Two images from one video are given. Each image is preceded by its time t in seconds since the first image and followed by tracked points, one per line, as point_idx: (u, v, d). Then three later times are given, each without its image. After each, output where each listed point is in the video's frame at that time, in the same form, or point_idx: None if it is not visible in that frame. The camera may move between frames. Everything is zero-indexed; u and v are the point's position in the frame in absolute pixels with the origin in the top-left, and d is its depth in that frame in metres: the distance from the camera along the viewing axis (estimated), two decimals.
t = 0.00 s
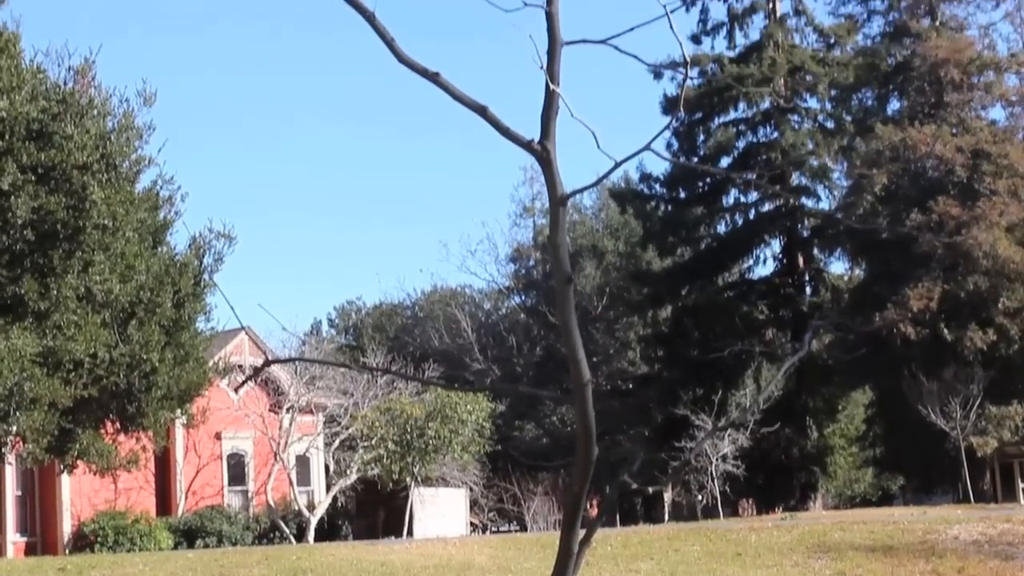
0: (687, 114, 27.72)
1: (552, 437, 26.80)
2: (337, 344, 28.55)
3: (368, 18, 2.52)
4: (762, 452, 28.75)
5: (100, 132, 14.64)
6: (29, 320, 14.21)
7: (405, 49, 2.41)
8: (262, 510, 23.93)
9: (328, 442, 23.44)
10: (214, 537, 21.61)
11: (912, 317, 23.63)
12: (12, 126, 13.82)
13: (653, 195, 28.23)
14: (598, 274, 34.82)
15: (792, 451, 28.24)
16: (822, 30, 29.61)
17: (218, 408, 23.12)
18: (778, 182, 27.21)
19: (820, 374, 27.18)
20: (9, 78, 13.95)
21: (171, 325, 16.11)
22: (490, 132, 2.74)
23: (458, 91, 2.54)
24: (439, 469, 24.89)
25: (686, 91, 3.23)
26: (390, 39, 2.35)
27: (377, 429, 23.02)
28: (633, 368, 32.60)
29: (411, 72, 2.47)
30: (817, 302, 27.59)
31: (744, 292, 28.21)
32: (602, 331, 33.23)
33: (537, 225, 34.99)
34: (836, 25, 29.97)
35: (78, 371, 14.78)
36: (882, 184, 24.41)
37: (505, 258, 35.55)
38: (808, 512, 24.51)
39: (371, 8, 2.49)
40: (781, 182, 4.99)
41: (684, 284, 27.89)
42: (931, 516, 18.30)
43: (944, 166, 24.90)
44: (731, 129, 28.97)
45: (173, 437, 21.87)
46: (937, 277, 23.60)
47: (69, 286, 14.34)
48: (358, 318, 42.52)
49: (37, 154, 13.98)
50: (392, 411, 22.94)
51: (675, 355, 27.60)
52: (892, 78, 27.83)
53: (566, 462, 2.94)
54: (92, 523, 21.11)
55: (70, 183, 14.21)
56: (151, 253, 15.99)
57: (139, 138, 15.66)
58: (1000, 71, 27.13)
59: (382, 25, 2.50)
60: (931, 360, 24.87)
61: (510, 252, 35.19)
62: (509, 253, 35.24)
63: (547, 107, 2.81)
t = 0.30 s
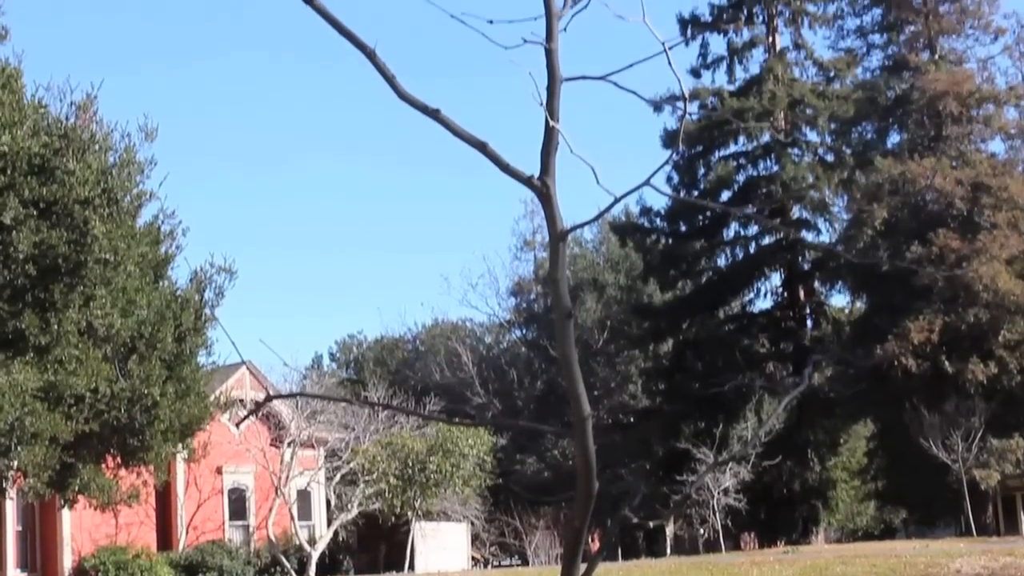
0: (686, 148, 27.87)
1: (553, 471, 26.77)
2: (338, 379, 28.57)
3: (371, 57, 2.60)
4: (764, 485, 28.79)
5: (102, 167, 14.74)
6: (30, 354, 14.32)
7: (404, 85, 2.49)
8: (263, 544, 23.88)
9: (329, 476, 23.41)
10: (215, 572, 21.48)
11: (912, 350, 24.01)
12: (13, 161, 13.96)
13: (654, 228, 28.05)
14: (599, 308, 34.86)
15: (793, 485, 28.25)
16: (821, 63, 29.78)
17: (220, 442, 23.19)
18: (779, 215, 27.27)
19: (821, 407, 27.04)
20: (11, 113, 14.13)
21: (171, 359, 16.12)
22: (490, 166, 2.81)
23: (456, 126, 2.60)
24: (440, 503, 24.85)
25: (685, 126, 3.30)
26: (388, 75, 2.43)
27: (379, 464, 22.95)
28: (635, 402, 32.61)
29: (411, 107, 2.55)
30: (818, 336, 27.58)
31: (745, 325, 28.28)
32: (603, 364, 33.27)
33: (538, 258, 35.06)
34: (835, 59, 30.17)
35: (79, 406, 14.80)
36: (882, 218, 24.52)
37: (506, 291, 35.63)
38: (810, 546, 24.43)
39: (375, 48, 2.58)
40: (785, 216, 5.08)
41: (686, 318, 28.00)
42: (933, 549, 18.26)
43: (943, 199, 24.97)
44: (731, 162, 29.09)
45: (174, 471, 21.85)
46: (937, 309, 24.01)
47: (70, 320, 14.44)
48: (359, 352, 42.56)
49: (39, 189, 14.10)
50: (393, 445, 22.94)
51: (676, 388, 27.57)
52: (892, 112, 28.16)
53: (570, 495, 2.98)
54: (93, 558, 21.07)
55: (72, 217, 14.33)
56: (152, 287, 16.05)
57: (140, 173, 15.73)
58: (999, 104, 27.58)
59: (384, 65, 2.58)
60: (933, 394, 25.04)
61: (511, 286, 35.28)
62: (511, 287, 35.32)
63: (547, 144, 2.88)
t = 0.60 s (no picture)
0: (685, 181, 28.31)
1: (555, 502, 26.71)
2: (339, 411, 28.55)
3: (374, 96, 2.70)
4: (766, 515, 28.55)
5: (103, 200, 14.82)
6: (31, 387, 14.42)
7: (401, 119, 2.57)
8: None
9: (331, 508, 23.37)
10: None
11: (913, 380, 24.10)
12: (15, 195, 14.07)
13: (655, 259, 28.34)
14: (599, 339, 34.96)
15: (796, 515, 28.11)
16: (822, 94, 29.91)
17: (220, 474, 23.22)
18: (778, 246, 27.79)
19: (823, 438, 27.01)
20: (13, 146, 14.29)
21: (173, 392, 16.15)
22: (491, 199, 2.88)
23: (453, 157, 2.69)
24: (441, 535, 24.78)
25: (686, 158, 3.38)
26: (389, 109, 2.52)
27: (380, 496, 22.91)
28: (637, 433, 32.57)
29: (410, 141, 2.64)
30: (820, 367, 27.60)
31: (747, 356, 28.27)
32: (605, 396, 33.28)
33: (539, 290, 35.11)
34: (836, 90, 30.32)
35: (80, 439, 14.82)
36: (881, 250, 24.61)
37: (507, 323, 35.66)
38: None
39: (377, 85, 2.68)
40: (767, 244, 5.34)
41: (687, 349, 28.05)
42: None
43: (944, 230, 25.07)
44: (732, 194, 28.84)
45: (176, 504, 21.82)
46: (939, 339, 24.30)
47: (72, 352, 14.52)
48: (360, 383, 42.54)
49: (41, 221, 14.18)
50: (394, 477, 22.87)
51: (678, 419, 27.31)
52: (892, 142, 28.24)
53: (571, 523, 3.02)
54: None
55: (73, 250, 14.39)
56: (154, 319, 16.13)
57: (142, 206, 15.82)
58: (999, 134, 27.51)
59: (386, 98, 2.68)
60: (935, 425, 25.06)
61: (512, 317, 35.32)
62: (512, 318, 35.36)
63: (547, 177, 2.95)
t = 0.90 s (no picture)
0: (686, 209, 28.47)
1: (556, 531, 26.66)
2: (340, 440, 28.53)
3: (375, 125, 2.79)
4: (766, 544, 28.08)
5: (105, 230, 14.91)
6: (33, 417, 14.48)
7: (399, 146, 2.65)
8: None
9: (332, 538, 23.33)
10: None
11: (914, 408, 24.11)
12: (17, 225, 14.16)
13: (657, 287, 28.51)
14: (600, 368, 35.13)
15: (798, 542, 27.91)
16: (822, 122, 30.06)
17: (221, 502, 23.25)
18: (779, 275, 27.98)
19: (824, 466, 26.99)
20: (15, 176, 14.45)
21: (174, 421, 16.18)
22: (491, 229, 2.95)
23: (452, 185, 2.76)
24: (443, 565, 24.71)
25: (685, 187, 3.45)
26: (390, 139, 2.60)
27: (381, 524, 22.99)
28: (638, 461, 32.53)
29: (411, 171, 2.71)
30: (822, 394, 27.60)
31: (748, 384, 28.24)
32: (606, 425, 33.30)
33: (540, 318, 35.18)
34: (836, 118, 30.45)
35: (81, 468, 14.85)
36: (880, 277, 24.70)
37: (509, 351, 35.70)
38: None
39: (378, 115, 2.76)
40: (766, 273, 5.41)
41: (688, 377, 28.05)
42: None
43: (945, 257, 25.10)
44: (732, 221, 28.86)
45: (177, 533, 21.76)
46: (940, 368, 24.37)
47: (73, 382, 14.59)
48: (361, 412, 42.52)
49: (43, 251, 14.26)
50: (396, 505, 23.02)
51: (678, 448, 27.29)
52: (892, 171, 28.01)
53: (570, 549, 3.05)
54: None
55: (75, 279, 14.46)
56: (155, 348, 16.21)
57: (143, 235, 15.92)
58: (1000, 162, 27.39)
59: (385, 129, 2.77)
60: (937, 453, 25.03)
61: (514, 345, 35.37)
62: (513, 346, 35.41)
63: (547, 208, 3.02)
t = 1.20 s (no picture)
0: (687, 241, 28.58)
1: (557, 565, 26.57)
2: (341, 473, 28.48)
3: (376, 161, 2.90)
4: None
5: (107, 263, 15.01)
6: (34, 451, 14.55)
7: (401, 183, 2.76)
8: None
9: (333, 572, 23.26)
10: None
11: (917, 441, 24.06)
12: (18, 259, 14.27)
13: (658, 320, 28.71)
14: (602, 400, 35.19)
15: None
16: (822, 155, 30.21)
17: (222, 536, 23.20)
18: (779, 307, 28.01)
19: (826, 498, 26.97)
20: (15, 211, 14.47)
21: (175, 455, 16.21)
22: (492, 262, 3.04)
23: (451, 219, 2.86)
24: None
25: (684, 220, 3.54)
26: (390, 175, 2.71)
27: (382, 558, 22.92)
28: (640, 494, 32.49)
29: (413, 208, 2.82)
30: (823, 427, 27.63)
31: (749, 417, 27.88)
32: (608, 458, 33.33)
33: (541, 350, 35.23)
34: (836, 151, 30.62)
35: (82, 503, 14.87)
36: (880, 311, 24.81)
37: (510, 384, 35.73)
38: None
39: (380, 152, 2.87)
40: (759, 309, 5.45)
41: (690, 410, 28.07)
42: None
43: (946, 289, 25.17)
44: (733, 253, 28.97)
45: (179, 568, 21.71)
46: (941, 400, 24.32)
47: (74, 416, 14.69)
48: (362, 445, 42.48)
49: (44, 285, 14.37)
50: (398, 539, 23.37)
51: (680, 481, 27.26)
52: (893, 203, 28.25)
53: None
54: None
55: (76, 313, 14.54)
56: (156, 381, 16.30)
57: (144, 269, 16.01)
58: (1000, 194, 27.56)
59: (387, 165, 2.88)
60: (940, 485, 25.01)
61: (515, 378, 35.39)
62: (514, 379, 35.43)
63: (547, 242, 3.11)
